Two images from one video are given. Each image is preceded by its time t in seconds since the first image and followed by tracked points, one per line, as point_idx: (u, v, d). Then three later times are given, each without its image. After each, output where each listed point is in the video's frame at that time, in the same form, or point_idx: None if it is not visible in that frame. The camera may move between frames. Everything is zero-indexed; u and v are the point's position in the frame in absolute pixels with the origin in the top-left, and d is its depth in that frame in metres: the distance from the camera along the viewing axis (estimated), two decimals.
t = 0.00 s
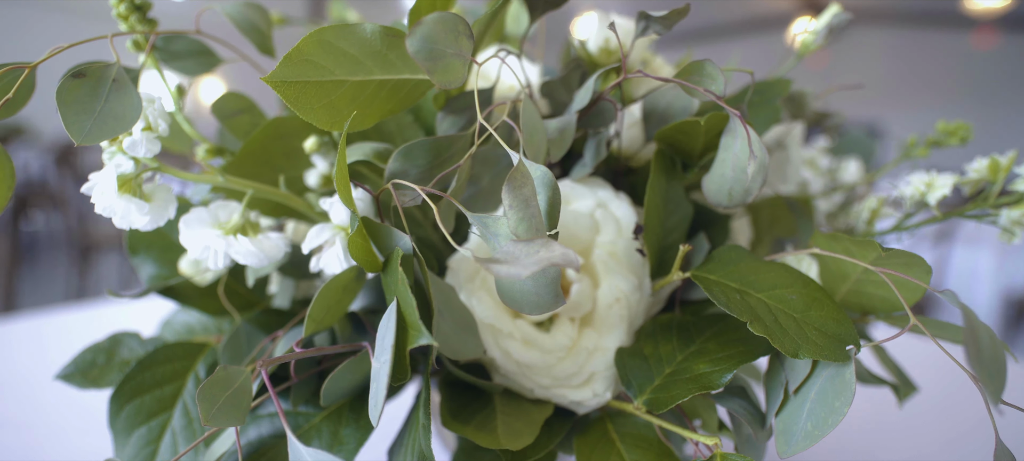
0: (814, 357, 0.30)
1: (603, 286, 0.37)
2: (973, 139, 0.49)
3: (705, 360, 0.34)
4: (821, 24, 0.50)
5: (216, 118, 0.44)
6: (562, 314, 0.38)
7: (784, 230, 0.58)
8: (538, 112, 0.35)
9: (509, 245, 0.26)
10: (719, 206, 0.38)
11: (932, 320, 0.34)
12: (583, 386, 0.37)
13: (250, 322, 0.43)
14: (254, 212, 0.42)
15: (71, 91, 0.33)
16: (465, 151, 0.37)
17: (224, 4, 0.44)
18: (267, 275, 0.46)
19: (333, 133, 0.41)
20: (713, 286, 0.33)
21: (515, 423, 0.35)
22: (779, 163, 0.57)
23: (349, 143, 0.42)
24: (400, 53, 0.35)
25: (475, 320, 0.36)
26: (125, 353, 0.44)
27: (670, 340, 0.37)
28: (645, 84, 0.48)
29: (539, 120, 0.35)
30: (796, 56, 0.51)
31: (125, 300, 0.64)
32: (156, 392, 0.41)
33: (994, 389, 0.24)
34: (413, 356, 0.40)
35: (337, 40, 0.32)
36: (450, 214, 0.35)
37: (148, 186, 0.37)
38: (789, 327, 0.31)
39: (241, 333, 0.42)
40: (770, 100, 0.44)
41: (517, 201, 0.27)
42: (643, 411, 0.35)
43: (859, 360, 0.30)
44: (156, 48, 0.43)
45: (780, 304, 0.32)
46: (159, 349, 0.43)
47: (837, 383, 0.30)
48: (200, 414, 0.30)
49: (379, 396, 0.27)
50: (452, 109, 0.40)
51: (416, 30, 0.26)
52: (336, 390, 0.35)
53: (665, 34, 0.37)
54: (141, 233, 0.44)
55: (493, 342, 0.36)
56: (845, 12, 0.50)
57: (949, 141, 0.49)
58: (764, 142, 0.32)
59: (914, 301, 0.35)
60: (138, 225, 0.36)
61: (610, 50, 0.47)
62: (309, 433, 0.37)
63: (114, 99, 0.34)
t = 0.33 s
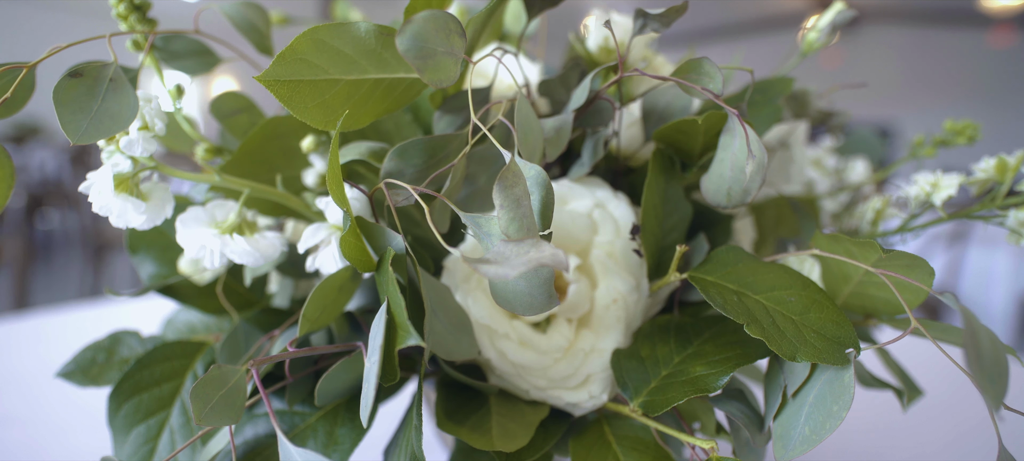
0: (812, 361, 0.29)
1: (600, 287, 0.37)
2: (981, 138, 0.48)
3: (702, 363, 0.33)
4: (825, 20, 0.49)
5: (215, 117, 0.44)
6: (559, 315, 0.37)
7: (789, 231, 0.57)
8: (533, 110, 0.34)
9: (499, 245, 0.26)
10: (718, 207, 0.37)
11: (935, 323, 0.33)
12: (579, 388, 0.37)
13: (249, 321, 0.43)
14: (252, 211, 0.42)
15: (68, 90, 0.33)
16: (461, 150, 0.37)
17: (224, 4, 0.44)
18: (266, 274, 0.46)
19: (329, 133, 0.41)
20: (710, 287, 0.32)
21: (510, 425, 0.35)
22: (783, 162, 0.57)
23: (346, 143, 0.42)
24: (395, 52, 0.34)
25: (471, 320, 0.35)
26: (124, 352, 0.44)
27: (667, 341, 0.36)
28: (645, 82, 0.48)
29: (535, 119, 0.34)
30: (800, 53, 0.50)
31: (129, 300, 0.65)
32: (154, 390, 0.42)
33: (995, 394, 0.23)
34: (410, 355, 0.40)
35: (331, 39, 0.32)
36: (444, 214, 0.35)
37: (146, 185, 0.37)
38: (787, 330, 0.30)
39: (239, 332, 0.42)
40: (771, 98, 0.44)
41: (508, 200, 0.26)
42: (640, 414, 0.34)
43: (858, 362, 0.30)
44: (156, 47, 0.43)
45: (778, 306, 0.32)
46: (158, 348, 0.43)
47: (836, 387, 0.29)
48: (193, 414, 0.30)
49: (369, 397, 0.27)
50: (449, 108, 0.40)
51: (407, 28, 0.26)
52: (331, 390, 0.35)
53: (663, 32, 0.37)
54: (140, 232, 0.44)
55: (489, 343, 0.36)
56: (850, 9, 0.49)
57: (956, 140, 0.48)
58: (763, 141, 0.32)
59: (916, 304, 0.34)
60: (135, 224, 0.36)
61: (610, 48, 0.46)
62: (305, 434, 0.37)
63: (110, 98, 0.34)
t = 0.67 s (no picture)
0: (810, 364, 0.29)
1: (599, 288, 0.36)
2: (990, 137, 0.47)
3: (699, 365, 0.33)
4: (830, 18, 0.48)
5: (215, 117, 0.44)
6: (557, 316, 0.37)
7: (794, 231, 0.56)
8: (530, 110, 0.34)
9: (490, 246, 0.25)
10: (718, 207, 0.37)
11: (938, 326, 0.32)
12: (576, 389, 0.36)
13: (248, 320, 0.43)
14: (251, 210, 0.42)
15: (67, 90, 0.34)
16: (458, 150, 0.37)
17: (224, 4, 0.44)
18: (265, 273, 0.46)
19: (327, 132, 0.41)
20: (708, 289, 0.32)
21: (505, 426, 0.35)
22: (788, 162, 0.56)
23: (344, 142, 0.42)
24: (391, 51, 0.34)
25: (467, 321, 0.35)
26: (125, 350, 0.44)
27: (665, 343, 0.36)
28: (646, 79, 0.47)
29: (531, 118, 0.34)
30: (805, 52, 0.49)
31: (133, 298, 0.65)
32: (154, 389, 0.42)
33: (998, 400, 0.23)
34: (407, 356, 0.40)
35: (326, 38, 0.32)
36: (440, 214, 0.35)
37: (145, 184, 0.37)
38: (785, 332, 0.30)
39: (238, 332, 0.42)
40: (774, 97, 0.43)
41: (500, 200, 0.26)
42: (636, 416, 0.34)
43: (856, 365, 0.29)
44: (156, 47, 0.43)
45: (776, 308, 0.31)
46: (158, 346, 0.43)
47: (835, 391, 0.29)
48: (187, 413, 0.30)
49: (360, 397, 0.27)
50: (447, 107, 0.40)
51: (397, 27, 0.25)
52: (326, 390, 0.35)
53: (662, 31, 0.36)
54: (141, 230, 0.44)
55: (485, 344, 0.36)
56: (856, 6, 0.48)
57: (965, 139, 0.47)
58: (762, 141, 0.31)
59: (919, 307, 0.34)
60: (133, 223, 0.36)
61: (610, 46, 0.46)
62: (301, 433, 0.37)
63: (109, 98, 0.35)
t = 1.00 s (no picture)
0: (809, 367, 0.28)
1: (597, 288, 0.36)
2: (1000, 136, 0.46)
3: (697, 367, 0.32)
4: (835, 16, 0.48)
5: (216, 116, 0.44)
6: (555, 316, 0.37)
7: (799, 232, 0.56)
8: (527, 108, 0.34)
9: (482, 245, 0.25)
10: (718, 207, 0.36)
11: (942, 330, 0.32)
12: (573, 391, 0.36)
13: (249, 319, 0.44)
14: (251, 210, 0.42)
15: (66, 90, 0.34)
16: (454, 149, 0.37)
17: (225, 4, 0.44)
18: (266, 272, 0.46)
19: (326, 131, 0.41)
20: (705, 290, 0.31)
21: (501, 427, 0.34)
22: (793, 162, 0.55)
23: (342, 142, 0.42)
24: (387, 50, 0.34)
25: (464, 321, 0.35)
26: (127, 348, 0.44)
27: (663, 344, 0.35)
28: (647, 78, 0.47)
29: (528, 117, 0.34)
30: (810, 50, 0.48)
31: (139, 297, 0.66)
32: (155, 387, 0.42)
33: (1000, 405, 0.22)
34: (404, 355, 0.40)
35: (322, 37, 0.32)
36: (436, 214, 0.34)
37: (144, 183, 0.37)
38: (783, 334, 0.29)
39: (237, 330, 0.42)
40: (777, 96, 0.42)
41: (492, 199, 0.26)
42: (633, 419, 0.33)
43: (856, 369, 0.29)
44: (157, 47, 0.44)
45: (776, 311, 0.31)
46: (159, 344, 0.43)
47: (834, 395, 0.28)
48: (182, 411, 0.30)
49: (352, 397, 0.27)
50: (445, 106, 0.40)
51: (389, 25, 0.25)
52: (323, 389, 0.35)
53: (661, 29, 0.36)
54: (143, 229, 0.45)
55: (482, 344, 0.36)
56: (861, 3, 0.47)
57: (974, 138, 0.46)
58: (762, 140, 0.30)
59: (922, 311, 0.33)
60: (133, 222, 0.36)
61: (611, 46, 0.45)
62: (298, 432, 0.37)
63: (108, 97, 0.35)
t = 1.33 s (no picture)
0: (806, 370, 0.28)
1: (595, 289, 0.36)
2: (1009, 136, 0.45)
3: (693, 369, 0.32)
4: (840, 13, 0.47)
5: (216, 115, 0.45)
6: (553, 317, 0.37)
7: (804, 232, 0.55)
8: (523, 107, 0.33)
9: (472, 245, 0.25)
10: (717, 208, 0.36)
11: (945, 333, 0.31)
12: (569, 392, 0.36)
13: (248, 318, 0.44)
14: (250, 209, 0.42)
15: (66, 89, 0.34)
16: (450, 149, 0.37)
17: (225, 4, 0.44)
18: (266, 271, 0.46)
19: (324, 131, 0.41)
20: (702, 291, 0.31)
21: (496, 428, 0.34)
22: (797, 162, 0.54)
23: (340, 141, 0.43)
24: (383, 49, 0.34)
25: (460, 321, 0.35)
26: (128, 346, 0.45)
27: (661, 346, 0.35)
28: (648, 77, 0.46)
29: (524, 115, 0.33)
30: (814, 48, 0.47)
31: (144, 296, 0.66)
32: (155, 384, 0.42)
33: (1001, 410, 0.22)
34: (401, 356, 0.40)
35: (317, 36, 0.32)
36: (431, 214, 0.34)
37: (143, 182, 0.38)
38: (781, 337, 0.29)
39: (237, 329, 0.42)
40: (780, 95, 0.42)
41: (483, 198, 0.26)
42: (629, 421, 0.33)
43: (855, 372, 0.28)
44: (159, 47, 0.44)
45: (774, 313, 0.30)
46: (160, 343, 0.44)
47: (832, 398, 0.28)
48: (177, 408, 0.30)
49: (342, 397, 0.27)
50: (443, 106, 0.40)
51: (380, 24, 0.25)
52: (318, 388, 0.35)
53: (660, 27, 0.36)
54: (144, 228, 0.45)
55: (478, 344, 0.35)
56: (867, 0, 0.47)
57: (982, 138, 0.46)
58: (760, 139, 0.30)
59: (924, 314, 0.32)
60: (131, 220, 0.36)
61: (611, 44, 0.45)
62: (295, 431, 0.37)
63: (108, 97, 0.35)
